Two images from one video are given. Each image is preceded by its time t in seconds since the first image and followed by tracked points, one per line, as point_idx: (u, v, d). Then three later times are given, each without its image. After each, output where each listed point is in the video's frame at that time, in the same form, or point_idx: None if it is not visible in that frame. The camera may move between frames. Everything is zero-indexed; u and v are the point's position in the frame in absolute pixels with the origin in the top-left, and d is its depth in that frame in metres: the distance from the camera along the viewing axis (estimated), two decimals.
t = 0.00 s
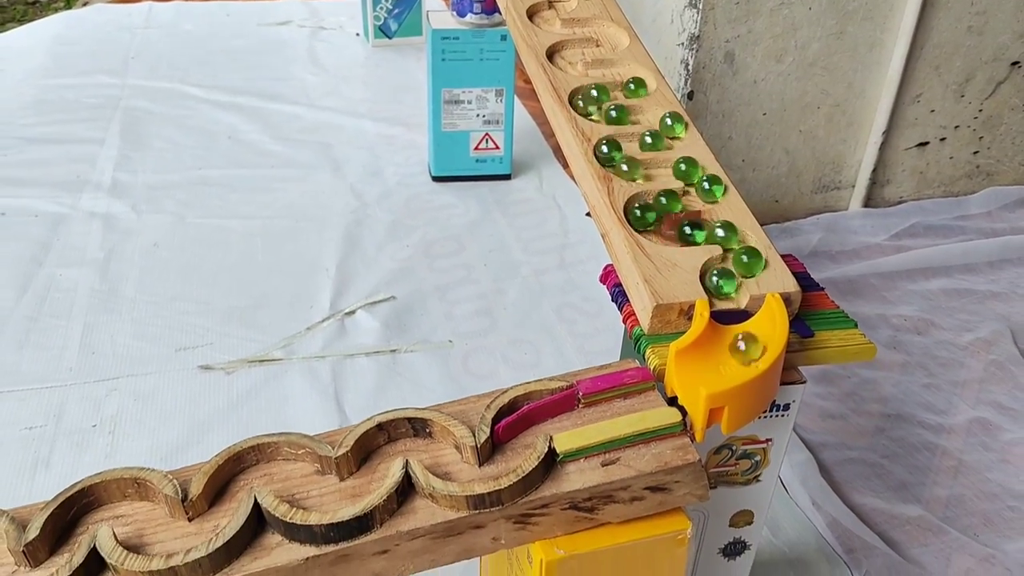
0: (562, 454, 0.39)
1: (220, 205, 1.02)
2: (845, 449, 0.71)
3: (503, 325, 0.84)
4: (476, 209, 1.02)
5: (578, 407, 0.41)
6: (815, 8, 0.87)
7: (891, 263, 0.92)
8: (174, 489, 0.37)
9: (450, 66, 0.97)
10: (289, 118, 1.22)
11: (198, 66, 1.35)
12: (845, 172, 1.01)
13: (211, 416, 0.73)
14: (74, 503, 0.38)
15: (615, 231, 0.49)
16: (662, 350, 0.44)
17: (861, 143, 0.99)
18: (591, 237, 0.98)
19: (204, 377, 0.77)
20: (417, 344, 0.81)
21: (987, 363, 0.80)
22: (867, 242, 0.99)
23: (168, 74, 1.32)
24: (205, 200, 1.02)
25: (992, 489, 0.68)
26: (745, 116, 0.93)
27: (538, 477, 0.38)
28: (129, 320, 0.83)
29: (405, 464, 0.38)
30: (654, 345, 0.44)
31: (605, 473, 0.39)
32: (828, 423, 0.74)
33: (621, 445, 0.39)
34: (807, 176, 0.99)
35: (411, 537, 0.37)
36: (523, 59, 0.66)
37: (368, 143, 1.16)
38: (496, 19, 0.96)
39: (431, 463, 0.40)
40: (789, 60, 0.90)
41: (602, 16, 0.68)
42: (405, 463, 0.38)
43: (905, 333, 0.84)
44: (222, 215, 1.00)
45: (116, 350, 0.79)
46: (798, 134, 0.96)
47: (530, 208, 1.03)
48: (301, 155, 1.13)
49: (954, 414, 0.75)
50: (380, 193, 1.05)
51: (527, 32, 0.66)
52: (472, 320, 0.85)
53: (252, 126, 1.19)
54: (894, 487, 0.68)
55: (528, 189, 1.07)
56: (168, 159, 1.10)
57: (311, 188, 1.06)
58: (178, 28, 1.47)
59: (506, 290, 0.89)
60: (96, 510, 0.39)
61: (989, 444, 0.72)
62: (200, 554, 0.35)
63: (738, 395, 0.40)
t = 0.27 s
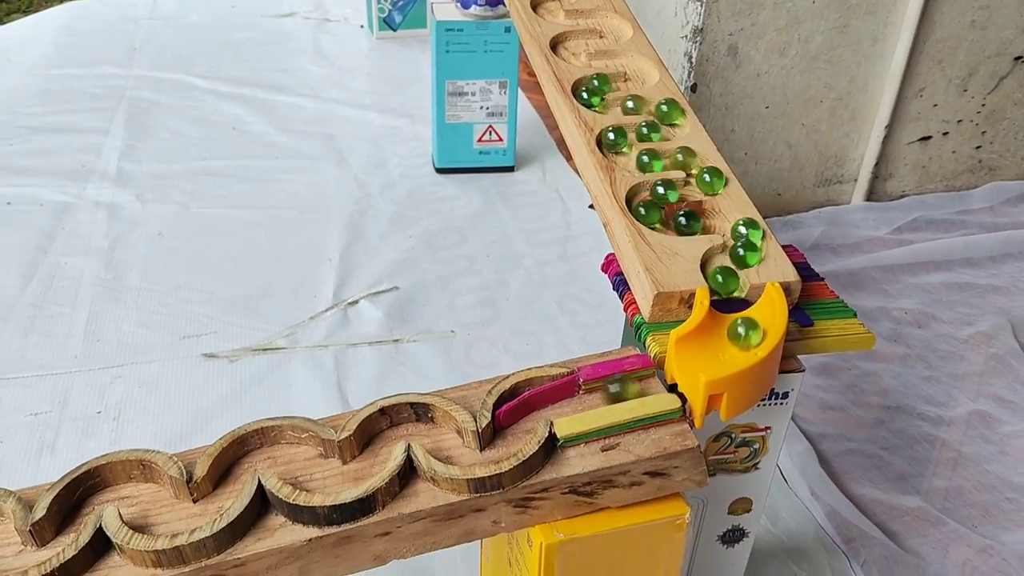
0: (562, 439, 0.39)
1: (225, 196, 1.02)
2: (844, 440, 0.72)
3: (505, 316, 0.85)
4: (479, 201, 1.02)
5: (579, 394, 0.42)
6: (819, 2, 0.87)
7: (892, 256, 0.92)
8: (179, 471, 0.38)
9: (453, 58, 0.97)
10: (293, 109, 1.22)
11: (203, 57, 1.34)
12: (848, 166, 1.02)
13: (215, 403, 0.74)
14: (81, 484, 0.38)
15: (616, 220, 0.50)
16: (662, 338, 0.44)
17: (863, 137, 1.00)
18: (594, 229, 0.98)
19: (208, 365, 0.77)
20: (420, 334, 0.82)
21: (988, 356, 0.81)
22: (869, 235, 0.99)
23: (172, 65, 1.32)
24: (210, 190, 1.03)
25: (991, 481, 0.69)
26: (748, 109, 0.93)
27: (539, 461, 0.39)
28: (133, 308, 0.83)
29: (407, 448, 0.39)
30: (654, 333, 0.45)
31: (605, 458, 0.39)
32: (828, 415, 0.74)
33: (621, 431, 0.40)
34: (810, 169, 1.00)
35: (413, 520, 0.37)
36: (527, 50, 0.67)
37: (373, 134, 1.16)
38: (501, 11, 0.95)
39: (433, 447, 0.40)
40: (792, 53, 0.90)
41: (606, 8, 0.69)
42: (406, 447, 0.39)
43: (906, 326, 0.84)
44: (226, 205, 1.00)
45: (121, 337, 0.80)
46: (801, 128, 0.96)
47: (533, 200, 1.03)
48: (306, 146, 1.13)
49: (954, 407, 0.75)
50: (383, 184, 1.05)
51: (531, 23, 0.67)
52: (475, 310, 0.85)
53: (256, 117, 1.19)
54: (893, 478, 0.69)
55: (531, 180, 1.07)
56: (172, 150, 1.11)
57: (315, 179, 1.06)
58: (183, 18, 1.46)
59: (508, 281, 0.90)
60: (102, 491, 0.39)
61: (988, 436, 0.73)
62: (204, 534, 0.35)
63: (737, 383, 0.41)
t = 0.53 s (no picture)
0: (562, 430, 0.40)
1: (229, 188, 1.02)
2: (843, 435, 0.72)
3: (507, 309, 0.85)
4: (482, 195, 1.03)
5: (579, 385, 0.42)
6: None
7: (893, 253, 0.93)
8: (183, 458, 0.38)
9: (457, 52, 0.97)
10: (297, 103, 1.22)
11: (208, 50, 1.34)
12: (850, 163, 1.02)
13: (219, 393, 0.75)
14: (86, 470, 0.38)
15: (617, 214, 0.50)
16: (662, 331, 0.45)
17: (865, 134, 1.00)
18: (596, 224, 0.98)
19: (212, 355, 0.78)
20: (421, 327, 0.82)
21: (987, 352, 0.81)
22: (871, 232, 1.00)
23: (177, 58, 1.32)
24: (214, 182, 1.03)
25: (989, 476, 0.69)
26: (750, 105, 0.93)
27: (539, 451, 0.39)
28: (137, 299, 0.84)
29: (409, 437, 0.39)
30: (654, 326, 0.45)
31: (604, 448, 0.39)
32: (827, 410, 0.74)
33: (620, 422, 0.40)
34: (812, 165, 1.00)
35: (414, 508, 0.38)
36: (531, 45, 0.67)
37: (376, 128, 1.16)
38: (504, 5, 0.96)
39: (434, 436, 0.41)
40: (795, 50, 0.90)
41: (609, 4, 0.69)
42: (408, 436, 0.39)
43: (906, 322, 0.85)
44: (230, 197, 1.01)
45: (126, 328, 0.80)
46: (803, 124, 0.96)
47: (536, 195, 1.03)
48: (310, 140, 1.13)
49: (953, 402, 0.76)
50: (386, 178, 1.06)
51: (535, 18, 0.67)
52: (477, 304, 0.86)
53: (261, 110, 1.19)
54: (891, 472, 0.69)
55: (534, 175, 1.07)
56: (177, 142, 1.11)
57: (319, 173, 1.06)
58: (188, 11, 1.46)
59: (511, 275, 0.90)
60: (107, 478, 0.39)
61: (987, 432, 0.73)
62: (208, 520, 0.36)
63: (737, 376, 0.41)
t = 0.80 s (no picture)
0: (566, 416, 0.40)
1: (232, 180, 1.03)
2: (845, 427, 0.72)
3: (510, 301, 0.86)
4: (485, 188, 1.03)
5: (583, 372, 0.43)
6: None
7: (896, 247, 0.93)
8: (190, 441, 0.38)
9: (461, 45, 0.97)
10: (301, 95, 1.21)
11: (212, 43, 1.34)
12: (853, 157, 1.02)
13: (224, 382, 0.75)
14: (94, 453, 0.39)
15: (621, 204, 0.50)
16: (666, 320, 0.45)
17: (869, 128, 1.00)
18: (599, 217, 0.98)
19: (216, 345, 0.79)
20: (424, 319, 0.83)
21: (989, 346, 0.81)
22: (873, 226, 1.00)
23: (181, 50, 1.31)
24: (218, 174, 1.03)
25: (990, 469, 0.69)
26: (754, 99, 0.93)
27: (543, 436, 0.39)
28: (142, 289, 0.84)
29: (414, 422, 0.40)
30: (658, 314, 0.45)
31: (607, 434, 0.40)
32: (829, 402, 0.75)
33: (623, 408, 0.41)
34: (815, 160, 1.00)
35: (418, 492, 0.38)
36: (535, 36, 0.67)
37: (380, 120, 1.16)
38: None
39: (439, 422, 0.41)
40: (799, 44, 0.90)
41: None
42: (413, 421, 0.40)
43: (908, 316, 0.85)
44: (234, 189, 1.01)
45: (130, 317, 0.81)
46: (807, 118, 0.96)
47: (539, 188, 1.03)
48: (313, 132, 1.13)
49: (954, 395, 0.76)
50: (390, 170, 1.06)
51: (540, 9, 0.67)
52: (481, 296, 0.86)
53: (264, 102, 1.19)
54: (893, 464, 0.69)
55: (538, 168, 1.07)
56: (181, 134, 1.11)
57: (322, 165, 1.06)
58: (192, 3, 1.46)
59: (514, 267, 0.90)
60: (114, 461, 0.40)
61: (988, 425, 0.73)
62: (216, 501, 0.36)
63: (739, 363, 0.41)
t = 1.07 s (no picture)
0: (571, 401, 0.40)
1: (237, 170, 1.03)
2: (847, 419, 0.73)
3: (514, 292, 0.86)
4: (490, 179, 1.03)
5: (588, 359, 0.43)
6: None
7: (900, 241, 0.93)
8: (198, 423, 0.39)
9: (467, 37, 0.97)
10: (306, 87, 1.21)
11: (217, 34, 1.34)
12: (857, 151, 1.02)
13: (229, 370, 0.75)
14: (103, 435, 0.39)
15: (627, 192, 0.51)
16: (671, 308, 0.45)
17: (874, 123, 1.00)
18: (603, 210, 0.98)
19: (222, 333, 0.79)
20: (428, 309, 0.83)
21: (992, 340, 0.81)
22: (878, 220, 1.00)
23: (187, 41, 1.31)
24: (224, 164, 1.04)
25: (992, 462, 0.70)
26: (759, 92, 0.93)
27: (548, 421, 0.40)
28: (147, 277, 0.85)
29: (421, 406, 0.40)
30: (664, 302, 0.45)
31: (613, 420, 0.40)
32: (832, 394, 0.75)
33: (628, 395, 0.41)
34: (820, 153, 1.01)
35: (425, 475, 0.39)
36: (542, 26, 0.67)
37: (385, 112, 1.16)
38: None
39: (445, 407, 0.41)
40: (804, 37, 0.90)
41: None
42: (420, 405, 0.40)
43: (912, 310, 0.85)
44: (240, 179, 1.01)
45: (136, 306, 0.81)
46: (812, 112, 0.97)
47: (544, 180, 1.03)
48: (319, 123, 1.13)
49: (958, 389, 0.76)
50: (395, 161, 1.06)
51: None
52: (485, 287, 0.86)
53: (270, 93, 1.19)
54: (895, 456, 0.70)
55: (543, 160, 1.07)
56: (187, 124, 1.11)
57: (328, 156, 1.06)
58: None
59: (518, 258, 0.90)
60: (123, 443, 0.40)
61: (991, 418, 0.73)
62: (224, 483, 0.36)
63: (745, 350, 0.42)
